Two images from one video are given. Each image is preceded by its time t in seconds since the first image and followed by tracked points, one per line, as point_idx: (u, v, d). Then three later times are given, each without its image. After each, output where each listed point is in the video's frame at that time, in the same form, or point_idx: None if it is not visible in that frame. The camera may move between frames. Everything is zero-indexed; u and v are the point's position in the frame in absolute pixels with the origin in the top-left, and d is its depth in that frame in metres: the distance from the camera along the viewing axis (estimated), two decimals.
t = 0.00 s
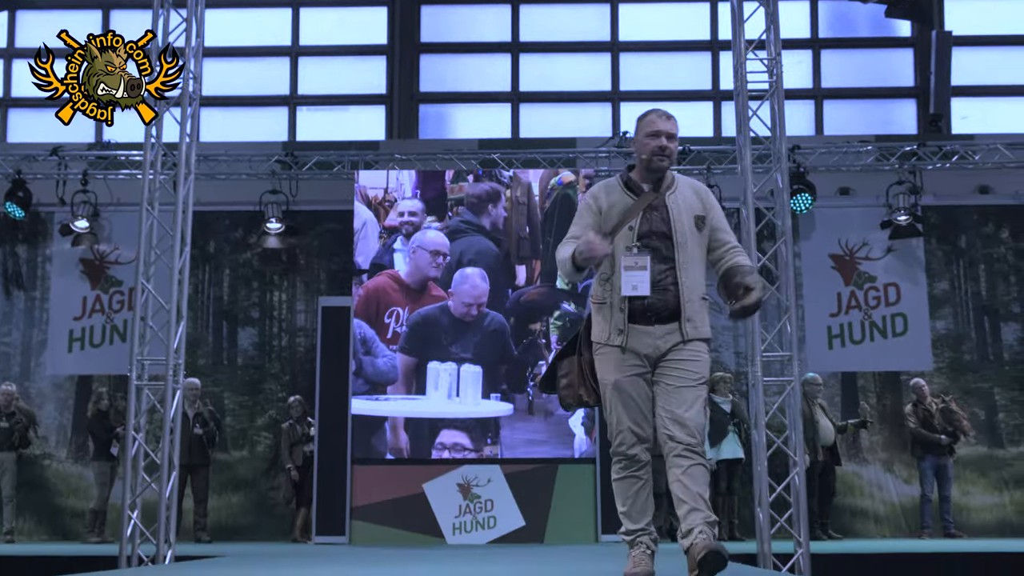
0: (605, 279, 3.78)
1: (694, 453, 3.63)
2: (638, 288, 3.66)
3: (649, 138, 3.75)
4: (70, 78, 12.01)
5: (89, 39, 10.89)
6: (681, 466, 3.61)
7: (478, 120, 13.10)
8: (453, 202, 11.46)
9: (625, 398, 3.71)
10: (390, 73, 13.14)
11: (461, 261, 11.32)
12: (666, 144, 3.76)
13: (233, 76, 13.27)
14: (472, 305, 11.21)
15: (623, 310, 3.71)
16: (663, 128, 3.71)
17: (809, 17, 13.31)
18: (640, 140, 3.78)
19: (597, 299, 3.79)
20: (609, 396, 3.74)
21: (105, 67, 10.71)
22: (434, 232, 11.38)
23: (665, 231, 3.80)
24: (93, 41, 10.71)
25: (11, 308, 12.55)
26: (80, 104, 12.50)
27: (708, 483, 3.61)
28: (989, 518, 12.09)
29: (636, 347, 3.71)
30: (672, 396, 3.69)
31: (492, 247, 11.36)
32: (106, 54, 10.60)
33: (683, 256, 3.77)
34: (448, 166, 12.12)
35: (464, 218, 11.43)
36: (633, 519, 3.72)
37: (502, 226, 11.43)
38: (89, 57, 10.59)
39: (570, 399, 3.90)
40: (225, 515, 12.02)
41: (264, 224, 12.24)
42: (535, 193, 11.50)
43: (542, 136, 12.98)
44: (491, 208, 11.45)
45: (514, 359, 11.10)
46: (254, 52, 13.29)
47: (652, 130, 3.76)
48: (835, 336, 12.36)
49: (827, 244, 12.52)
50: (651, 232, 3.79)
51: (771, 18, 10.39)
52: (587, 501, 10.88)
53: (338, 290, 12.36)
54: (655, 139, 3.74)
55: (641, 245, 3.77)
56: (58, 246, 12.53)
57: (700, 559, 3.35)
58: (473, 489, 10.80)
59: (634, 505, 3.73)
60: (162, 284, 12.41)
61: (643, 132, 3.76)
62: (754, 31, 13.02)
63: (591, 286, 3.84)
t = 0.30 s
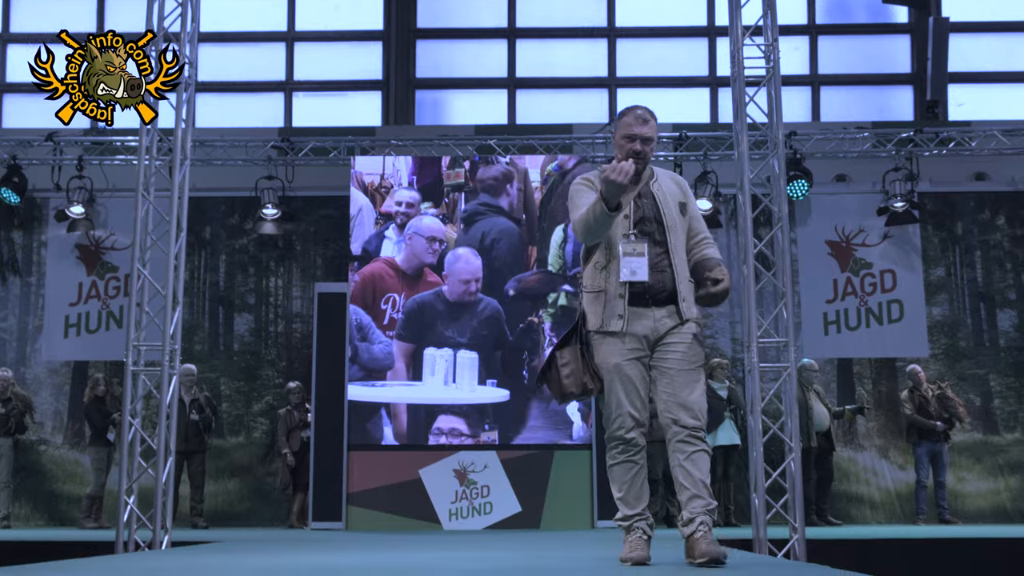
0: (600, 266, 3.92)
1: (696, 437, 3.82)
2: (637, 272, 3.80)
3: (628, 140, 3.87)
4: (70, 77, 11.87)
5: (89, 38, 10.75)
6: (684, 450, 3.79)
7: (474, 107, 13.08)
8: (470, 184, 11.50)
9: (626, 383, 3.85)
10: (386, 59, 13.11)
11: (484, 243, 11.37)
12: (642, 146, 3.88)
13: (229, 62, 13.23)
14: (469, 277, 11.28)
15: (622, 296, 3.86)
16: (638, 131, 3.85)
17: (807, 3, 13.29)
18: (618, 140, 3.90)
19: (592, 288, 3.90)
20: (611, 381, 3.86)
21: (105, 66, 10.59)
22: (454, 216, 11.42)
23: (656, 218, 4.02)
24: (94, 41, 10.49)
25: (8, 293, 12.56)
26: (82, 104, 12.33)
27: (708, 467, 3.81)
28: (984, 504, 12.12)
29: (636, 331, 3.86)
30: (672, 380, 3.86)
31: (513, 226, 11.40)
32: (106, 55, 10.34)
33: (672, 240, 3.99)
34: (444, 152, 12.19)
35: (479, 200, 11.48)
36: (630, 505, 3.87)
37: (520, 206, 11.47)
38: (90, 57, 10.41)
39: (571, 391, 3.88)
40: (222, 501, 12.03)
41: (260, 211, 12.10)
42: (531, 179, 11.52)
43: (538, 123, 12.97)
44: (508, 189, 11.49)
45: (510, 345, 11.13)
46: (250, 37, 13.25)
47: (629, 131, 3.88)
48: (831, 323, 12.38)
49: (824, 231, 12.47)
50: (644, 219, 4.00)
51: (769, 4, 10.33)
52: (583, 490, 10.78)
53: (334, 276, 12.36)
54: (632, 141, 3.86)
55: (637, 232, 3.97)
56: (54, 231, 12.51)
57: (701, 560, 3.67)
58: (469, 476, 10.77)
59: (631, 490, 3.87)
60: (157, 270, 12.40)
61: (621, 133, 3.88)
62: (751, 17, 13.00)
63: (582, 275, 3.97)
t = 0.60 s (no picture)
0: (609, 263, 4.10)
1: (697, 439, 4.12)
2: (649, 270, 3.99)
3: (637, 131, 4.12)
4: (70, 77, 11.85)
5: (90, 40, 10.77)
6: (688, 451, 4.10)
7: (471, 102, 13.07)
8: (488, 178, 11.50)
9: (636, 378, 4.05)
10: (384, 54, 13.11)
11: (507, 236, 11.32)
12: (649, 139, 4.14)
13: (226, 57, 13.22)
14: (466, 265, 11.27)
15: (634, 293, 4.08)
16: (648, 124, 4.12)
17: None
18: (625, 132, 4.15)
19: (602, 283, 4.10)
20: (621, 375, 4.03)
21: (106, 69, 10.55)
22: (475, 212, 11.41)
23: (660, 218, 4.25)
24: (94, 41, 10.46)
25: (3, 289, 12.51)
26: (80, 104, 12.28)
27: (704, 466, 4.14)
28: (981, 501, 12.13)
29: (647, 328, 4.08)
30: (676, 381, 4.11)
31: (535, 218, 11.36)
32: (106, 55, 10.34)
33: (676, 241, 4.25)
34: (442, 148, 12.08)
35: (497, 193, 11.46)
36: (628, 500, 3.99)
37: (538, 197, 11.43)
38: (90, 57, 10.50)
39: (587, 383, 3.95)
40: (219, 497, 12.03)
41: (257, 207, 12.08)
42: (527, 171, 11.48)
43: (535, 119, 12.98)
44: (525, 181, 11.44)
45: (507, 339, 11.14)
46: (247, 33, 13.24)
47: (637, 125, 4.13)
48: (828, 319, 12.38)
49: (821, 227, 12.50)
50: (651, 219, 4.22)
51: None
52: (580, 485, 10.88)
53: (331, 272, 12.37)
54: (642, 133, 4.11)
55: (643, 230, 4.17)
56: (50, 227, 12.48)
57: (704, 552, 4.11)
58: (466, 472, 10.81)
59: (630, 485, 4.01)
60: (154, 266, 12.38)
61: (630, 126, 4.12)
62: (749, 14, 13.01)
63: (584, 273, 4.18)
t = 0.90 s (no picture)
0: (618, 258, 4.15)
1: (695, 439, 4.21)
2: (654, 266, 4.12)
3: (653, 129, 4.22)
4: (70, 77, 11.84)
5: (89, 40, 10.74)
6: (687, 450, 4.20)
7: (468, 99, 13.06)
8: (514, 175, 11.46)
9: (642, 374, 4.08)
10: (380, 51, 13.09)
11: (541, 234, 11.25)
12: (664, 137, 4.23)
13: (222, 54, 13.21)
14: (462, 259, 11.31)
15: (643, 290, 4.10)
16: (662, 123, 4.23)
17: None
18: (641, 131, 4.24)
19: (609, 279, 4.11)
20: (628, 371, 4.06)
21: (106, 68, 10.53)
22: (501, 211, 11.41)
23: (670, 219, 4.33)
24: (94, 41, 10.44)
25: None
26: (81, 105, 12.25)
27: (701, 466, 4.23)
28: (977, 497, 12.15)
29: (654, 327, 4.11)
30: (679, 381, 4.19)
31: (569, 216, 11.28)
32: (106, 55, 10.29)
33: (683, 242, 4.32)
34: (439, 144, 12.12)
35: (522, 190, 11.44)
36: (628, 496, 3.99)
37: (567, 195, 11.35)
38: (91, 57, 10.49)
39: (592, 376, 3.98)
40: (216, 494, 12.02)
41: (254, 203, 12.05)
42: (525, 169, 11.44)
43: (532, 115, 12.97)
44: (549, 180, 11.37)
45: (502, 333, 11.13)
46: (244, 29, 13.24)
47: (651, 124, 4.24)
48: (825, 315, 12.39)
49: (817, 224, 12.53)
50: (662, 218, 4.29)
51: None
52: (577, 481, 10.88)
53: (329, 268, 12.37)
54: (658, 130, 4.22)
55: (653, 229, 4.24)
56: (47, 223, 12.47)
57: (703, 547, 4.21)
58: (463, 468, 10.80)
59: (631, 481, 4.01)
60: (151, 262, 12.37)
61: (646, 124, 4.22)
62: (746, 10, 13.02)
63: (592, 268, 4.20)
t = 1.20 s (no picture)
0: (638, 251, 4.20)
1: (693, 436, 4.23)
2: (677, 263, 4.15)
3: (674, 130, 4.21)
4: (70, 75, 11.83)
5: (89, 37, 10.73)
6: (681, 445, 4.22)
7: (465, 92, 13.05)
8: (542, 166, 11.47)
9: (652, 367, 4.07)
10: (378, 43, 13.08)
11: (573, 227, 11.29)
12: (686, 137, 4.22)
13: (219, 46, 13.19)
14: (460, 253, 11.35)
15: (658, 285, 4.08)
16: (683, 123, 4.23)
17: None
18: (664, 131, 4.22)
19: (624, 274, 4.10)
20: (637, 364, 4.05)
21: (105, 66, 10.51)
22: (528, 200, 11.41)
23: (688, 218, 4.31)
24: (94, 40, 10.41)
25: None
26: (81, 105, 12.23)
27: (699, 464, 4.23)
28: (973, 490, 12.18)
29: (668, 323, 4.09)
30: (686, 378, 4.19)
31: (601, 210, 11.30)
32: (106, 54, 10.24)
33: (700, 242, 4.29)
34: (437, 137, 12.22)
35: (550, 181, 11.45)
36: (629, 486, 3.99)
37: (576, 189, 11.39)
38: (91, 56, 10.51)
39: (594, 367, 4.01)
40: (213, 486, 12.03)
41: (250, 196, 12.08)
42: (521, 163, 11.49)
43: (530, 108, 12.96)
44: (579, 170, 11.42)
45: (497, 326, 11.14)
46: (241, 21, 13.22)
47: (673, 125, 4.24)
48: (822, 309, 12.36)
49: (815, 217, 12.50)
50: (680, 217, 4.27)
51: None
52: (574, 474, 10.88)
53: (326, 261, 12.36)
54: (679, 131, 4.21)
55: (670, 226, 4.24)
56: (43, 215, 12.46)
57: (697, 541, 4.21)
58: (461, 461, 10.74)
59: (634, 472, 4.00)
60: (147, 255, 12.37)
61: (668, 125, 4.22)
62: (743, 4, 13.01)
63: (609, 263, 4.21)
